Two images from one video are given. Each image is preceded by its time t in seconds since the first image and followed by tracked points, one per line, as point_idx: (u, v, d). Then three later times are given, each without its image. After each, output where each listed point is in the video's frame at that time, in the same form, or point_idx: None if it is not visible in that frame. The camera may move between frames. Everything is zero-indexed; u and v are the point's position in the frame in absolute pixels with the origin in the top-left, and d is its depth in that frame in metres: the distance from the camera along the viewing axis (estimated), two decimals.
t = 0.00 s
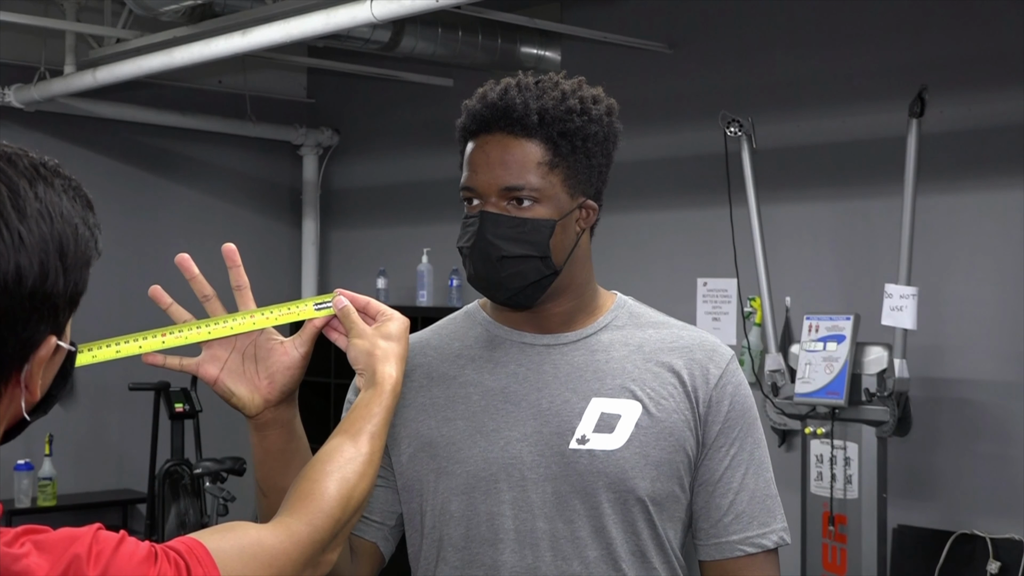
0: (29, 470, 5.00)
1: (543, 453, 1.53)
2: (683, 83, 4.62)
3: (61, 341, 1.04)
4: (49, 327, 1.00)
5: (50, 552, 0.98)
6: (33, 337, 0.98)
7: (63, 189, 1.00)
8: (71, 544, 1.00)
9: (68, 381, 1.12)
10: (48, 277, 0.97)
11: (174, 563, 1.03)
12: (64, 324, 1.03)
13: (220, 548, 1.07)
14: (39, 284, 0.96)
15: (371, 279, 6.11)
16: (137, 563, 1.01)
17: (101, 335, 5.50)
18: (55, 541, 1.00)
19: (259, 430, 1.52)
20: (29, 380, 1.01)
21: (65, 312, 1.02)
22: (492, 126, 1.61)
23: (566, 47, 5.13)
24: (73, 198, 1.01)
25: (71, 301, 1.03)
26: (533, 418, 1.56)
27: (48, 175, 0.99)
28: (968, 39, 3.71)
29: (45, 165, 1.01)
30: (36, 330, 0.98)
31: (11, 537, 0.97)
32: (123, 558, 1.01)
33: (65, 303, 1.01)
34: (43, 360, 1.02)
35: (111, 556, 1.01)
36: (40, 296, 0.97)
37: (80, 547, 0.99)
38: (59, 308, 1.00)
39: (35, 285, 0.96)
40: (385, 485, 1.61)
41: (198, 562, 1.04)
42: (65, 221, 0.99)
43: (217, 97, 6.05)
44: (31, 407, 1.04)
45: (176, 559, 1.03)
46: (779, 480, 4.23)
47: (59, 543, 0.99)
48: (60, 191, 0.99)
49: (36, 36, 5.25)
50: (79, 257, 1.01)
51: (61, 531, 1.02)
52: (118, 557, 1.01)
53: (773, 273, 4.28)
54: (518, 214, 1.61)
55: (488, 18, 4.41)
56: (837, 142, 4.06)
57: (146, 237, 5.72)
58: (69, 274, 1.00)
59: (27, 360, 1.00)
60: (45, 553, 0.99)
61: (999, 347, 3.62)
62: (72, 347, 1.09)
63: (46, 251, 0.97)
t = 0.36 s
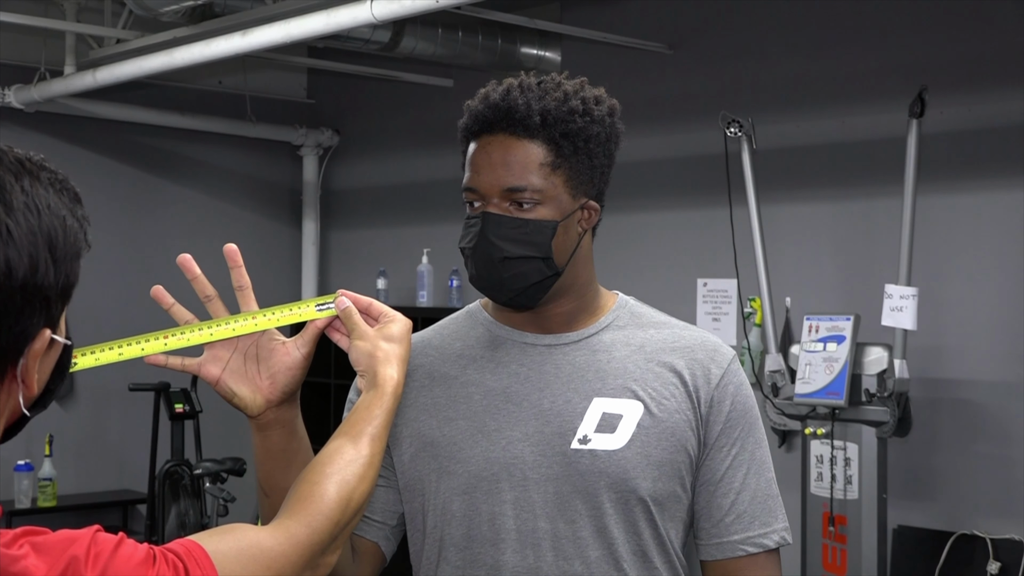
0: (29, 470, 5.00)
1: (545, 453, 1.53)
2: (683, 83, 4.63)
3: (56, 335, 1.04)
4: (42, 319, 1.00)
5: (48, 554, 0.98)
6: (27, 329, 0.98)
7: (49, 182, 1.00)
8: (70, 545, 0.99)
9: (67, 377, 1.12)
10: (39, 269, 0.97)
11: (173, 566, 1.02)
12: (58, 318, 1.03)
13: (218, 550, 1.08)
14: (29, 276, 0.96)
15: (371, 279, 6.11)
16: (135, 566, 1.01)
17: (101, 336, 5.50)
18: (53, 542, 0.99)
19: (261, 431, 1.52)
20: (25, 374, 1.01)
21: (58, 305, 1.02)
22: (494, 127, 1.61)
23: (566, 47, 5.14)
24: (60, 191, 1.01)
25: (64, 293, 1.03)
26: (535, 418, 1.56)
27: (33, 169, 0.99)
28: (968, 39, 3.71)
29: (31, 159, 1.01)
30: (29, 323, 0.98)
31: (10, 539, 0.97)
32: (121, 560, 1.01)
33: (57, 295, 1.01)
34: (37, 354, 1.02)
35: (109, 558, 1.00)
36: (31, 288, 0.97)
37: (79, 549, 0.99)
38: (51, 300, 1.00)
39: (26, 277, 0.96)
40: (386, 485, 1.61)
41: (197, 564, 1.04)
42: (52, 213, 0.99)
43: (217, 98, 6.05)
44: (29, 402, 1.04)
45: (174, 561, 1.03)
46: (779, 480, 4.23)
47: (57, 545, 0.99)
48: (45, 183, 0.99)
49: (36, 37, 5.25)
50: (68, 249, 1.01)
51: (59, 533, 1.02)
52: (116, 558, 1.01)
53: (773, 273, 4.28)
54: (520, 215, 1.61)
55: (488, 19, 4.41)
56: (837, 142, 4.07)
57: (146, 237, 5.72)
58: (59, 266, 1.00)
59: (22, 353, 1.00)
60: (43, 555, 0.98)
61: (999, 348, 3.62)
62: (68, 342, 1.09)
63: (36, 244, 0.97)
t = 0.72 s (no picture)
0: (29, 470, 5.00)
1: (546, 454, 1.53)
2: (683, 84, 4.63)
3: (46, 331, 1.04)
4: (27, 314, 1.00)
5: (46, 554, 0.98)
6: (10, 323, 0.98)
7: (30, 177, 1.00)
8: (68, 545, 0.99)
9: (62, 374, 1.12)
10: (19, 263, 0.97)
11: (172, 566, 1.03)
12: (46, 313, 1.03)
13: (217, 550, 1.08)
14: (10, 271, 0.96)
15: (370, 279, 6.11)
16: (134, 565, 1.01)
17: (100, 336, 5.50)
18: (51, 542, 0.99)
19: (262, 431, 1.51)
20: (14, 371, 1.02)
21: (43, 299, 1.02)
22: (495, 127, 1.61)
23: (566, 48, 5.14)
24: (43, 186, 1.01)
25: (50, 288, 1.03)
26: (536, 419, 1.56)
27: (13, 164, 0.99)
28: (968, 39, 3.71)
29: (13, 155, 1.01)
30: (13, 317, 0.98)
31: (8, 538, 0.97)
32: (119, 559, 1.01)
33: (42, 289, 1.01)
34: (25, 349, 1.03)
35: (107, 557, 1.00)
36: (11, 282, 0.97)
37: (77, 549, 0.99)
38: (35, 294, 1.00)
39: (5, 272, 0.96)
40: (386, 486, 1.61)
41: (196, 563, 1.04)
42: (32, 207, 0.99)
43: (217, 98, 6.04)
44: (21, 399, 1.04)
45: (173, 561, 1.03)
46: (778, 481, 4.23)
47: (55, 545, 0.99)
48: (25, 178, 0.99)
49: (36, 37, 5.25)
50: (52, 243, 1.01)
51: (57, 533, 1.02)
52: (114, 558, 1.01)
53: (773, 273, 4.28)
54: (521, 215, 1.61)
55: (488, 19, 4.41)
56: (837, 143, 4.07)
57: (146, 237, 5.72)
58: (42, 261, 1.00)
59: (7, 349, 0.99)
60: (41, 554, 0.98)
61: (999, 348, 3.62)
62: (62, 338, 1.09)
63: (14, 238, 0.96)
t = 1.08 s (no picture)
0: (29, 471, 4.99)
1: (546, 455, 1.53)
2: (683, 84, 4.63)
3: (26, 327, 1.05)
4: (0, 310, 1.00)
5: (39, 550, 0.99)
6: None
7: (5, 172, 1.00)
8: (61, 542, 1.00)
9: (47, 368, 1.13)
10: None
11: (165, 563, 1.03)
12: (22, 309, 1.04)
13: (212, 548, 1.08)
14: None
15: (371, 279, 6.11)
16: (127, 563, 1.01)
17: (100, 336, 5.50)
18: (45, 539, 1.00)
19: (261, 431, 1.51)
20: None
21: (18, 294, 1.02)
22: (496, 127, 1.61)
23: (566, 48, 5.14)
24: (19, 180, 1.01)
25: (27, 284, 1.03)
26: (536, 420, 1.56)
27: None
28: (969, 40, 3.71)
29: None
30: None
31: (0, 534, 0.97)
32: (112, 558, 1.01)
33: (16, 285, 1.01)
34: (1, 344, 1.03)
35: (99, 556, 1.00)
36: None
37: (70, 546, 1.00)
38: (9, 291, 1.00)
39: None
40: (386, 486, 1.61)
41: (190, 563, 1.04)
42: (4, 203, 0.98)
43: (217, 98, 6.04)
44: None
45: (167, 559, 1.03)
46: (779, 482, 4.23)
47: (48, 541, 1.00)
48: None
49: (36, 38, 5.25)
50: (26, 238, 1.01)
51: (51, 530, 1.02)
52: (108, 555, 1.01)
53: (773, 274, 4.28)
54: (521, 215, 1.61)
55: (488, 19, 4.41)
56: (837, 143, 4.07)
57: (145, 237, 5.72)
58: (15, 257, 1.00)
59: None
60: (35, 550, 0.99)
61: (999, 349, 3.62)
62: (45, 333, 1.10)
63: None
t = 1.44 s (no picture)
0: (29, 471, 4.99)
1: (546, 457, 1.53)
2: (683, 85, 4.63)
3: None
4: None
5: (11, 542, 0.98)
6: None
7: None
8: (35, 532, 0.99)
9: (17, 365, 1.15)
10: None
11: (144, 556, 1.04)
12: None
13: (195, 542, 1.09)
14: None
15: (370, 280, 6.11)
16: (106, 553, 1.02)
17: (100, 337, 5.50)
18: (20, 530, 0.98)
19: (260, 432, 1.51)
20: None
21: None
22: (496, 127, 1.60)
23: (567, 49, 5.14)
24: None
25: None
26: (536, 421, 1.56)
27: None
28: (969, 40, 3.71)
29: None
30: None
31: None
32: (90, 548, 1.01)
33: None
34: None
35: (78, 547, 1.01)
36: None
37: (45, 537, 0.99)
38: None
39: None
40: (387, 486, 1.61)
41: (170, 556, 1.06)
42: None
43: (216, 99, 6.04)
44: None
45: (147, 551, 1.05)
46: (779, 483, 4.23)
47: (24, 532, 0.98)
48: None
49: (37, 38, 5.25)
50: None
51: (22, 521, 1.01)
52: (87, 546, 1.01)
53: (773, 275, 4.28)
54: (521, 215, 1.61)
55: (488, 20, 4.41)
56: (836, 144, 4.07)
57: (145, 238, 5.72)
58: None
59: None
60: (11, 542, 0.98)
61: (999, 350, 3.62)
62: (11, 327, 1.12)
63: None
